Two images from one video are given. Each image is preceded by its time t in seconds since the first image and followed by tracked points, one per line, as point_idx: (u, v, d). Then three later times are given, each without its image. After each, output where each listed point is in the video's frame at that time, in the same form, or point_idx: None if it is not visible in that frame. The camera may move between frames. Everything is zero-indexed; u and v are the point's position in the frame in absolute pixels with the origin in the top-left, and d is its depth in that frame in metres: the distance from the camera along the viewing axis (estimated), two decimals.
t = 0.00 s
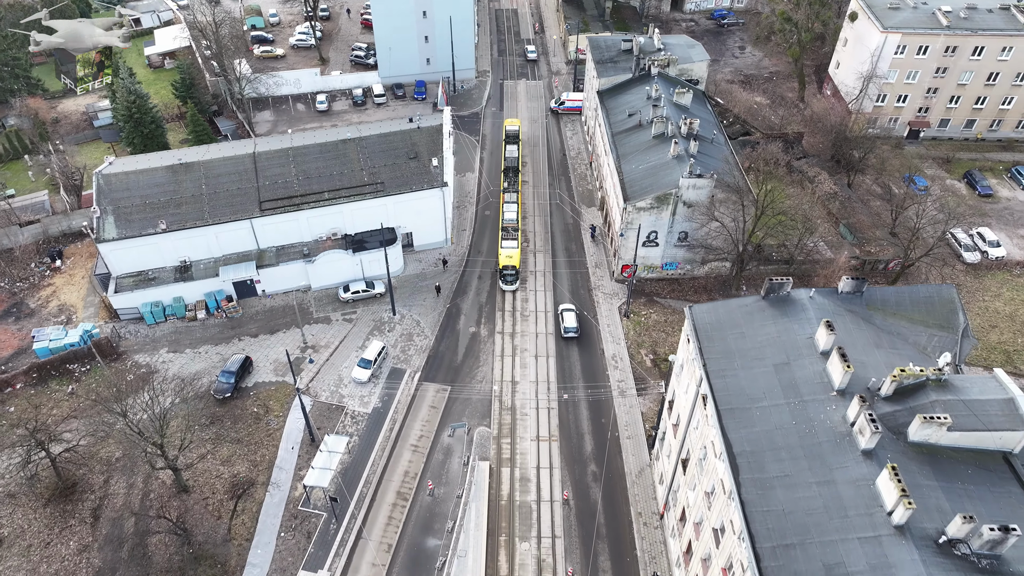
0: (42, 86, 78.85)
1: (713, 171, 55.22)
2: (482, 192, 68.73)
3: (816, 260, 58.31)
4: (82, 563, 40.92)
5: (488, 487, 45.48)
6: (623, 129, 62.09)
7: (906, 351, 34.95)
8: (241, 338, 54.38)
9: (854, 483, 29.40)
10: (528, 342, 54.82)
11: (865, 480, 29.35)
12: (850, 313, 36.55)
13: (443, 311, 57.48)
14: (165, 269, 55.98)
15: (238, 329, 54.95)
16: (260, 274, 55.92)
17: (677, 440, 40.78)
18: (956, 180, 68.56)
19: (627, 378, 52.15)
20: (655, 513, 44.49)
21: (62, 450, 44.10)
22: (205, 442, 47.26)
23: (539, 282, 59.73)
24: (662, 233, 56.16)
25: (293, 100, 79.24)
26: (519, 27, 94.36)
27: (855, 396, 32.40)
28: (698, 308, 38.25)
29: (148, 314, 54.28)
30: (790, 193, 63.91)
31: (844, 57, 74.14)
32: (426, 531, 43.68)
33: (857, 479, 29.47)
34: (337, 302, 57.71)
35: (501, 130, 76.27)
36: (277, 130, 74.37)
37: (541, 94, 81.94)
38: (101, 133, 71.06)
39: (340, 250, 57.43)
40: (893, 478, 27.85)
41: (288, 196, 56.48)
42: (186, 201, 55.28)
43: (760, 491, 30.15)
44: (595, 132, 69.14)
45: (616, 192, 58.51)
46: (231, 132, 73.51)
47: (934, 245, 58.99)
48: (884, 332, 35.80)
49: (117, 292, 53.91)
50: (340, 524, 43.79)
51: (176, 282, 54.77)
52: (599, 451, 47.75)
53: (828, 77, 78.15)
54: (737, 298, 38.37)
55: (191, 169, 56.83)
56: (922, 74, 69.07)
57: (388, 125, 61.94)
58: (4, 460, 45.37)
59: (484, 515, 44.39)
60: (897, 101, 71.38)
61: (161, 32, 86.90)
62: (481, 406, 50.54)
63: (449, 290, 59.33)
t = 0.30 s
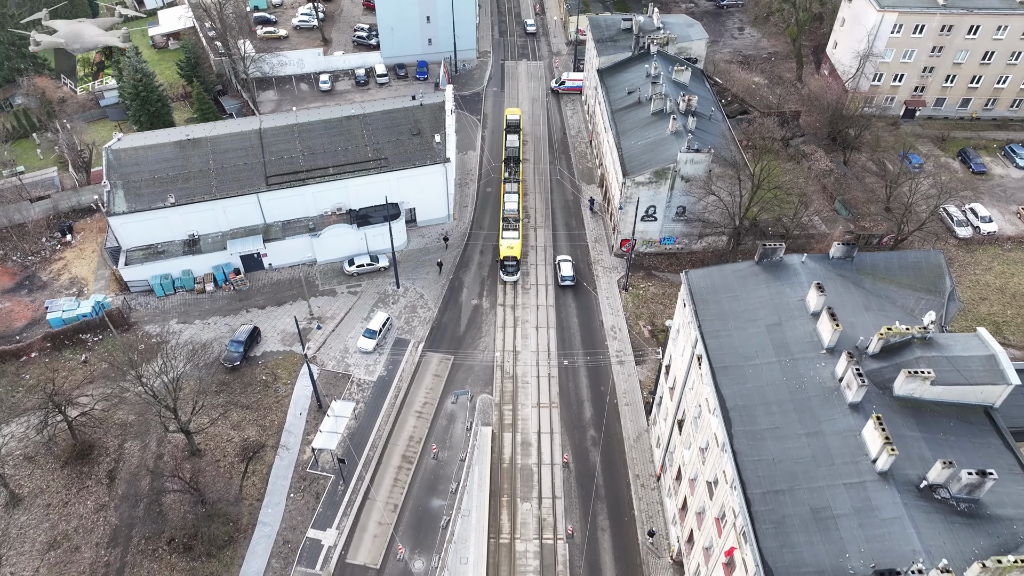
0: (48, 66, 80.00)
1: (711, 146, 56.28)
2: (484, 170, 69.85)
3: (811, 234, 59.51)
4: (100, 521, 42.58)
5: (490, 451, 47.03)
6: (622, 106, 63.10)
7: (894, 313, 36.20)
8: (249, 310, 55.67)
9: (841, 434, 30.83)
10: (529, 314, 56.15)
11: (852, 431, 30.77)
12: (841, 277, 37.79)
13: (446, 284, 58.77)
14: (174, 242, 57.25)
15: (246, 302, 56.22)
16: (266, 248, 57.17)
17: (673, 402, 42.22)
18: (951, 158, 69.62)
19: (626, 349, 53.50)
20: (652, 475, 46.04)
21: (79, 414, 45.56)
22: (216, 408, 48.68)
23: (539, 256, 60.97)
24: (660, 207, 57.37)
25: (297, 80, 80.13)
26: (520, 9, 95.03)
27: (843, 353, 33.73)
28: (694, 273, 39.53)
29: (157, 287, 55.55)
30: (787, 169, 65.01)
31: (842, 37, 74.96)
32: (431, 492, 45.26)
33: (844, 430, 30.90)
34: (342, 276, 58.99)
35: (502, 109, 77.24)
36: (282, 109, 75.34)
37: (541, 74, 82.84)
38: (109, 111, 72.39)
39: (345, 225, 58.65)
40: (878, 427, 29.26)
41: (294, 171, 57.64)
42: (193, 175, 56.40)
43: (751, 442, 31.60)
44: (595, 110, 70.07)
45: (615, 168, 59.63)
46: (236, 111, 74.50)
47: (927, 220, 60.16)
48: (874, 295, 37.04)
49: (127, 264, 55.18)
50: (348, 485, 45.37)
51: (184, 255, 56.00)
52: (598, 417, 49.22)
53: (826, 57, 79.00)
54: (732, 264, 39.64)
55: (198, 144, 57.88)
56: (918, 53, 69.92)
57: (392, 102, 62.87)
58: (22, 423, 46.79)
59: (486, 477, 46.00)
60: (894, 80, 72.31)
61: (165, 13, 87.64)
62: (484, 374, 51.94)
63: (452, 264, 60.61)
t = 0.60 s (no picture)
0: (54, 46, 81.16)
1: (709, 121, 57.27)
2: (485, 147, 70.90)
3: (807, 209, 60.61)
4: (116, 481, 44.15)
5: (493, 416, 48.48)
6: (622, 83, 64.06)
7: (884, 276, 37.38)
8: (256, 282, 56.91)
9: (830, 387, 32.16)
10: (530, 286, 57.39)
11: (840, 385, 32.10)
12: (833, 242, 38.98)
13: (449, 257, 60.03)
14: (182, 216, 58.40)
15: (253, 274, 57.45)
16: (273, 222, 58.38)
17: (670, 366, 43.59)
18: (946, 136, 70.56)
19: (625, 319, 54.78)
20: (649, 439, 47.50)
21: (94, 379, 46.91)
22: (226, 375, 50.02)
23: (540, 231, 62.15)
24: (658, 182, 58.48)
25: (300, 60, 80.96)
26: None
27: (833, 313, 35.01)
28: (691, 239, 40.78)
29: (166, 259, 56.78)
30: (784, 146, 66.04)
31: (840, 16, 75.72)
32: (435, 454, 46.72)
33: (832, 384, 32.24)
34: (347, 250, 60.20)
35: (503, 88, 78.15)
36: (286, 87, 76.26)
37: (542, 54, 83.71)
38: (114, 89, 73.87)
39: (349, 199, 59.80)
40: (865, 379, 30.57)
41: (299, 146, 58.73)
42: (200, 150, 57.47)
43: (743, 396, 32.96)
44: (595, 88, 71.01)
45: (615, 143, 60.66)
46: (240, 90, 75.39)
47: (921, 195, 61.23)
48: (864, 259, 38.23)
49: (137, 237, 56.40)
50: (354, 448, 46.81)
51: (193, 228, 57.19)
52: (597, 384, 50.60)
53: (824, 37, 79.78)
54: (727, 231, 40.85)
55: (205, 120, 58.86)
56: (914, 32, 70.74)
57: (395, 79, 63.84)
58: (39, 388, 48.19)
59: (489, 440, 47.49)
60: (891, 59, 73.15)
61: None
62: (486, 344, 53.31)
63: (454, 238, 61.83)
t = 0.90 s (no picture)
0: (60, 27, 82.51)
1: (707, 97, 58.25)
2: (486, 125, 71.92)
3: (803, 184, 61.76)
4: (129, 444, 45.61)
5: (494, 384, 49.85)
6: (621, 61, 65.02)
7: (874, 242, 38.51)
8: (263, 255, 58.12)
9: (819, 345, 33.48)
10: (531, 260, 58.61)
11: (830, 342, 33.41)
12: (825, 209, 40.11)
13: (452, 232, 61.27)
14: (189, 191, 59.49)
15: (259, 248, 58.64)
16: (279, 197, 59.58)
17: (666, 333, 44.93)
18: (941, 114, 71.53)
19: (623, 291, 56.05)
20: (647, 405, 48.96)
21: (106, 346, 48.17)
22: (234, 344, 51.38)
23: (541, 207, 63.32)
24: (657, 157, 59.57)
25: (303, 40, 81.71)
26: None
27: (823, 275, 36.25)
28: (687, 208, 41.99)
29: (175, 234, 58.00)
30: (781, 124, 67.09)
31: None
32: (439, 420, 48.17)
33: (822, 341, 33.55)
34: (351, 225, 61.41)
35: (504, 68, 79.02)
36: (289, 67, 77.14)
37: (542, 35, 84.52)
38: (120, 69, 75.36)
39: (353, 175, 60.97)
40: (853, 336, 31.87)
41: (304, 122, 59.81)
42: (207, 126, 58.54)
43: (736, 354, 34.28)
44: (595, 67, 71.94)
45: (614, 120, 61.66)
46: (244, 69, 76.26)
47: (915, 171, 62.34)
48: (855, 226, 39.36)
49: (146, 212, 57.58)
50: (360, 414, 48.23)
51: (200, 203, 58.34)
52: (596, 353, 51.96)
53: (822, 17, 80.54)
54: (723, 199, 42.01)
55: (212, 97, 59.91)
56: (911, 11, 71.57)
57: (398, 57, 64.87)
58: (55, 354, 49.72)
59: (491, 406, 48.89)
60: (887, 38, 73.99)
61: None
62: (488, 315, 54.64)
63: (456, 213, 63.03)
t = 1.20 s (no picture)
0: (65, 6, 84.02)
1: (705, 73, 59.17)
2: (487, 103, 72.88)
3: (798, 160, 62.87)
4: (142, 408, 47.01)
5: (496, 352, 51.19)
6: (621, 39, 65.93)
7: (864, 208, 39.67)
8: (268, 229, 59.29)
9: (809, 305, 34.75)
10: (531, 234, 59.78)
11: (820, 302, 34.69)
12: (817, 177, 41.24)
13: (453, 207, 62.45)
14: (195, 166, 60.57)
15: (265, 222, 59.77)
16: (283, 171, 60.68)
17: (663, 300, 46.21)
18: (937, 92, 72.51)
19: (622, 263, 57.30)
20: (644, 372, 50.35)
21: (118, 315, 49.44)
22: (242, 313, 52.69)
23: (541, 183, 64.44)
24: (655, 133, 60.62)
25: (305, 19, 82.44)
26: None
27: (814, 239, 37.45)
28: (684, 177, 43.15)
29: (181, 208, 59.11)
30: (778, 101, 68.08)
31: None
32: (442, 386, 49.57)
33: (812, 301, 34.82)
34: (355, 200, 62.52)
35: (505, 47, 79.85)
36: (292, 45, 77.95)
37: (542, 15, 85.33)
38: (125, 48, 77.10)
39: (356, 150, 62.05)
40: (841, 294, 33.09)
41: (308, 98, 60.85)
42: (213, 102, 59.52)
43: (729, 314, 35.57)
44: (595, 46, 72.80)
45: (613, 96, 62.60)
46: (248, 48, 77.08)
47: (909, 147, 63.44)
48: (847, 193, 40.49)
49: (153, 186, 58.66)
50: (365, 380, 49.61)
51: (206, 177, 59.41)
52: (595, 323, 53.28)
53: None
54: (718, 168, 43.15)
55: (217, 73, 60.78)
56: None
57: (399, 35, 65.72)
58: (68, 323, 51.11)
59: (492, 373, 50.28)
60: (884, 17, 74.82)
61: None
62: (489, 286, 55.94)
63: (458, 189, 64.16)
